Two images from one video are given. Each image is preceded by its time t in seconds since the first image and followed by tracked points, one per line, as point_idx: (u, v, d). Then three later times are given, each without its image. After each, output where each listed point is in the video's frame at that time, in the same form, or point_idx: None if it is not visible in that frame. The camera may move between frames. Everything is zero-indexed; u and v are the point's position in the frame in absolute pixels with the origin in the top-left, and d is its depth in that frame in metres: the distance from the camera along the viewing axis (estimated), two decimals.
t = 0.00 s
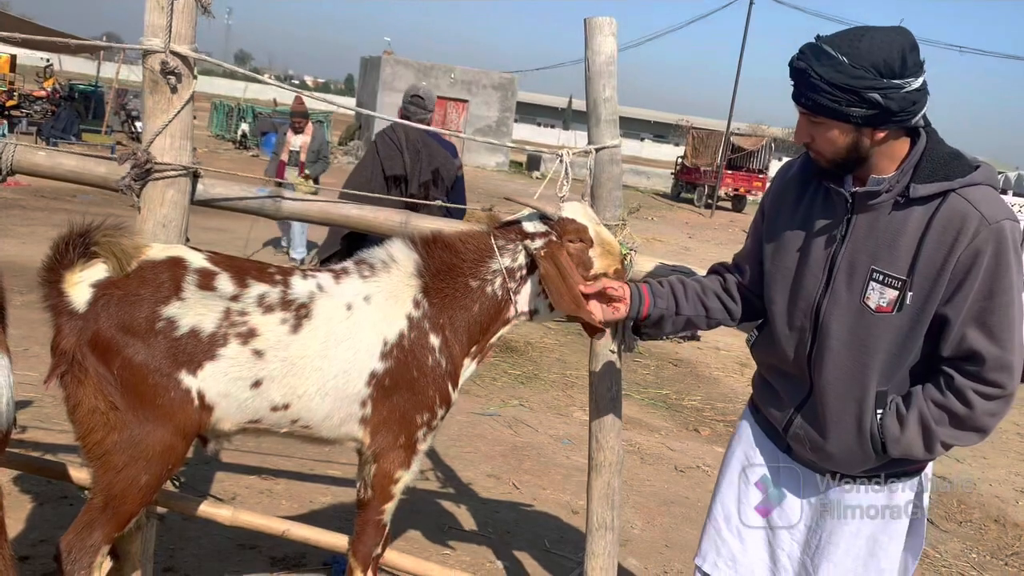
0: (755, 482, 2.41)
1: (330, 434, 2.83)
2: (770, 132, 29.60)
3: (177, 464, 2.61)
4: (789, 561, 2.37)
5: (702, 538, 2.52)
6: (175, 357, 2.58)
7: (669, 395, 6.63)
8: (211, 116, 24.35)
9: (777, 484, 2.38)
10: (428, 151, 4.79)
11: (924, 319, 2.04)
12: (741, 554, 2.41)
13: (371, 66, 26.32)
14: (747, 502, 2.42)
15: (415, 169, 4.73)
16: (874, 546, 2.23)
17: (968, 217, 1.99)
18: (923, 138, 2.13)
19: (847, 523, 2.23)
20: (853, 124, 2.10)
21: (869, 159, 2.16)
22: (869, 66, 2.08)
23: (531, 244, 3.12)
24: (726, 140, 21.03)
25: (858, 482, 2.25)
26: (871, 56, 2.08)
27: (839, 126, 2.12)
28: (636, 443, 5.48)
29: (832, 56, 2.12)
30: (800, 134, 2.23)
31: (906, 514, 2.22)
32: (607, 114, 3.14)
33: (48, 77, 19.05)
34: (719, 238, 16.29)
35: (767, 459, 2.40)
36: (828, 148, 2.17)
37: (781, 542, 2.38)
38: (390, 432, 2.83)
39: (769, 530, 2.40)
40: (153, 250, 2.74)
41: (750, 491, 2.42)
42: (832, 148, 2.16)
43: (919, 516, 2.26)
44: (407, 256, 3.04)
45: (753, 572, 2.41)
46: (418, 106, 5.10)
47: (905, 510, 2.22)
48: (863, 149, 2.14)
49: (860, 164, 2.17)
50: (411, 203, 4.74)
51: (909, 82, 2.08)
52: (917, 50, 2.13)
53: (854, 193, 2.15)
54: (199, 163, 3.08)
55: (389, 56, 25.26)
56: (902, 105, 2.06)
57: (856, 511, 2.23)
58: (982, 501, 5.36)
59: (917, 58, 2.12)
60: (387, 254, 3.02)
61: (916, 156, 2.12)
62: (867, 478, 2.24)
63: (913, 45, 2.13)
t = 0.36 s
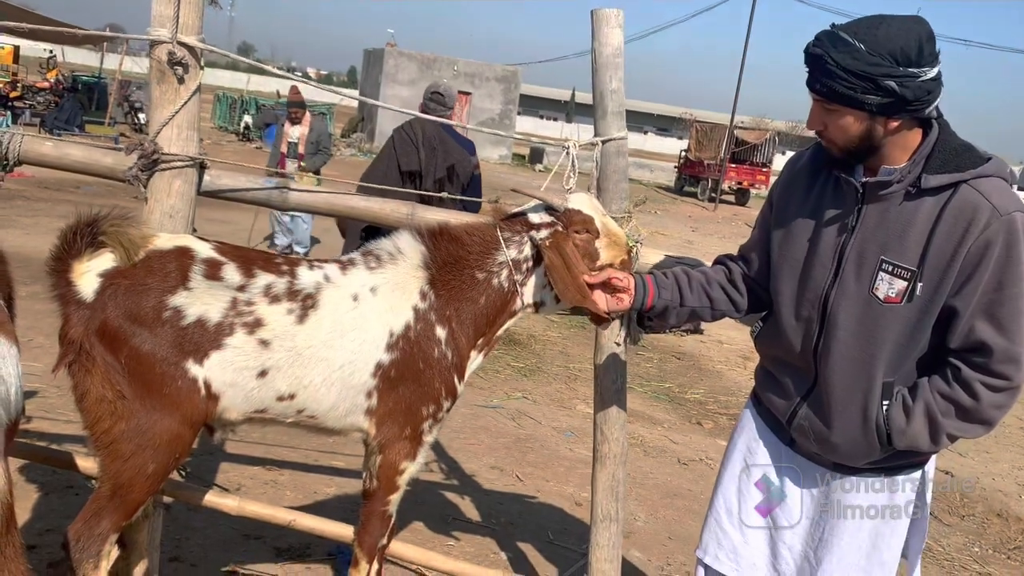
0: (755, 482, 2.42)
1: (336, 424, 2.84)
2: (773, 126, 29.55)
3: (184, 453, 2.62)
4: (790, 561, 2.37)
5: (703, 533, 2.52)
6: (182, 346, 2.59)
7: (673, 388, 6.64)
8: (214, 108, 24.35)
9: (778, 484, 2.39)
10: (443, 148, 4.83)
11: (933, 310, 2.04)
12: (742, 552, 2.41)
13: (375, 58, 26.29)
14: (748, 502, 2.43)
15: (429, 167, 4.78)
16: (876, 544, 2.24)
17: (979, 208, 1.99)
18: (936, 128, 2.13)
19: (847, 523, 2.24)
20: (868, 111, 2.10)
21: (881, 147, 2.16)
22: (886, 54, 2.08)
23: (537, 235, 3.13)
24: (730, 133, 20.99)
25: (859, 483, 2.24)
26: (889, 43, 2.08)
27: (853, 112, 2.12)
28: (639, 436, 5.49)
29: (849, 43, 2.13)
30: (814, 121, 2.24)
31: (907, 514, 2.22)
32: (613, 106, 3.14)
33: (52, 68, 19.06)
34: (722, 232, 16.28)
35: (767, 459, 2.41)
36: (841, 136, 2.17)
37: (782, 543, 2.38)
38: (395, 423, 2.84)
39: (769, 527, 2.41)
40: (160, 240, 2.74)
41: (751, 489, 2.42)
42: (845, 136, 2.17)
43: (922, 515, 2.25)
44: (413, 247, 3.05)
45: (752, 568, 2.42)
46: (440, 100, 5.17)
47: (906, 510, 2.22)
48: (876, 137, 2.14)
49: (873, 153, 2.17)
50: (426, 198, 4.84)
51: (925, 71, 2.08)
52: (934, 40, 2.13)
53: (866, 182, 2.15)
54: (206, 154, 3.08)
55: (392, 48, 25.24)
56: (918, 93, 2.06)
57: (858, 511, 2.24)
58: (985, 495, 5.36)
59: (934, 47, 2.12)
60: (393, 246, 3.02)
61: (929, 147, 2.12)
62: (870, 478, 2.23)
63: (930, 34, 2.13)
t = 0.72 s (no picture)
0: (753, 481, 2.41)
1: (342, 417, 2.84)
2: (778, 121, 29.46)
3: (190, 444, 2.62)
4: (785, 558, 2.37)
5: (695, 526, 2.52)
6: (188, 338, 2.59)
7: (676, 383, 6.64)
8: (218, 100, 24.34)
9: (776, 483, 2.38)
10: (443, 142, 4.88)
11: (941, 294, 2.04)
12: (736, 549, 2.41)
13: (379, 51, 26.26)
14: (745, 499, 2.41)
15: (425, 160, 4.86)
16: (872, 543, 2.24)
17: (994, 194, 2.00)
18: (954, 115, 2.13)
19: (845, 523, 2.22)
20: (891, 86, 2.09)
21: (898, 127, 2.13)
22: (914, 29, 2.08)
23: (536, 224, 3.14)
24: (734, 128, 20.95)
25: (859, 483, 2.22)
26: (918, 20, 2.09)
27: (878, 86, 2.11)
28: (642, 430, 5.49)
29: (878, 17, 2.12)
30: (835, 97, 2.22)
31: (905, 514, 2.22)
32: (620, 101, 3.13)
33: (56, 60, 19.09)
34: (726, 227, 16.26)
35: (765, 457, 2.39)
36: (861, 113, 2.15)
37: (777, 541, 2.38)
38: (401, 416, 2.85)
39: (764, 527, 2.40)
40: (167, 232, 2.75)
41: (749, 489, 2.41)
42: (867, 113, 2.15)
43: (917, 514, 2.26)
44: (419, 240, 3.05)
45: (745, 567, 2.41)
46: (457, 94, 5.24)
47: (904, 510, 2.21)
48: (897, 116, 2.12)
49: (890, 134, 2.15)
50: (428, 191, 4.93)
51: (950, 52, 2.08)
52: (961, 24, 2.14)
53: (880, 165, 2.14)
54: (213, 146, 3.08)
55: (397, 42, 25.22)
56: (942, 72, 2.06)
57: (858, 512, 2.22)
58: (988, 491, 5.36)
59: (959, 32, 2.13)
60: (398, 239, 3.03)
61: (946, 133, 2.11)
62: (869, 478, 2.22)
63: (957, 18, 2.14)
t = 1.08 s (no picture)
0: (755, 481, 2.41)
1: (345, 416, 2.85)
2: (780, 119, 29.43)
3: (193, 443, 2.63)
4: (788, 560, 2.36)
5: (698, 530, 2.54)
6: (190, 338, 2.60)
7: (678, 381, 6.64)
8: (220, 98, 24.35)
9: (777, 484, 2.38)
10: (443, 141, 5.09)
11: (939, 284, 2.04)
12: (738, 549, 2.42)
13: (381, 49, 26.25)
14: (747, 499, 2.42)
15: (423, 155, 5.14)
16: (875, 543, 2.24)
17: (982, 179, 2.02)
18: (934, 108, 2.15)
19: (845, 523, 2.23)
20: (874, 76, 2.10)
21: (879, 120, 2.15)
22: (897, 21, 2.09)
23: (536, 223, 3.15)
24: (736, 127, 20.93)
25: (859, 483, 2.23)
26: (901, 12, 2.11)
27: (861, 76, 2.12)
28: (644, 429, 5.50)
29: (862, 7, 2.13)
30: (818, 89, 2.23)
31: (909, 513, 2.20)
32: (623, 99, 3.13)
33: (59, 57, 19.10)
34: (728, 226, 16.25)
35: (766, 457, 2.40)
36: (845, 104, 2.17)
37: (779, 541, 2.38)
38: (402, 414, 2.85)
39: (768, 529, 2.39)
40: (169, 230, 2.75)
41: (751, 489, 2.42)
42: (849, 105, 2.16)
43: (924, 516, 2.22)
44: (419, 238, 3.05)
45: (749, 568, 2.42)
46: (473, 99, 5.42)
47: (907, 509, 2.20)
48: (880, 107, 2.13)
49: (873, 126, 2.16)
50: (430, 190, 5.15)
51: (932, 45, 2.11)
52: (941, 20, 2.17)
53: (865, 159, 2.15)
54: (215, 144, 3.08)
55: (399, 39, 25.21)
56: (923, 64, 2.09)
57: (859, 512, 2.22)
58: (990, 490, 5.36)
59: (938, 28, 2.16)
60: (399, 237, 3.03)
61: (927, 125, 2.13)
62: (868, 475, 2.22)
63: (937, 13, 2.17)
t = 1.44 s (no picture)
0: (758, 483, 2.41)
1: (346, 416, 2.84)
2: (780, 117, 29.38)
3: (193, 444, 2.63)
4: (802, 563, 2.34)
5: (706, 537, 2.49)
6: (191, 339, 2.59)
7: (678, 380, 6.64)
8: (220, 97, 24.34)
9: (778, 484, 2.39)
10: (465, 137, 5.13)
11: (900, 279, 2.05)
12: (749, 555, 2.38)
13: (381, 48, 26.25)
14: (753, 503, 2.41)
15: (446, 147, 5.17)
16: (892, 543, 2.21)
17: (909, 169, 2.05)
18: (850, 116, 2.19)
19: (853, 522, 2.26)
20: (800, 94, 2.15)
21: (803, 138, 2.20)
22: (818, 41, 2.15)
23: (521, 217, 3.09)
24: (737, 125, 20.92)
25: (860, 483, 2.24)
26: (819, 33, 2.17)
27: (785, 95, 2.17)
28: (644, 428, 5.49)
29: (784, 31, 2.19)
30: (745, 111, 2.27)
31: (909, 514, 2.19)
32: (622, 98, 3.13)
33: (58, 57, 19.11)
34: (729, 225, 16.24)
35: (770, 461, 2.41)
36: (772, 123, 2.21)
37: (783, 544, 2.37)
38: (403, 414, 2.85)
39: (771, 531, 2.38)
40: (169, 231, 2.75)
41: (753, 492, 2.41)
42: (775, 125, 2.21)
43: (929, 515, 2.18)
44: (417, 237, 3.05)
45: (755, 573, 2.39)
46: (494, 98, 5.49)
47: (908, 510, 2.19)
48: (805, 125, 2.18)
49: (800, 144, 2.21)
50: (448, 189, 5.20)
51: (851, 62, 2.17)
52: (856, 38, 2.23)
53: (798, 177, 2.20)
54: (214, 144, 3.08)
55: (398, 39, 25.20)
56: (846, 80, 2.14)
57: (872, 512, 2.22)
58: (991, 489, 5.36)
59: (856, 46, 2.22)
60: (398, 237, 3.03)
61: (847, 134, 2.17)
62: (879, 478, 2.21)
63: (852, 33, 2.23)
